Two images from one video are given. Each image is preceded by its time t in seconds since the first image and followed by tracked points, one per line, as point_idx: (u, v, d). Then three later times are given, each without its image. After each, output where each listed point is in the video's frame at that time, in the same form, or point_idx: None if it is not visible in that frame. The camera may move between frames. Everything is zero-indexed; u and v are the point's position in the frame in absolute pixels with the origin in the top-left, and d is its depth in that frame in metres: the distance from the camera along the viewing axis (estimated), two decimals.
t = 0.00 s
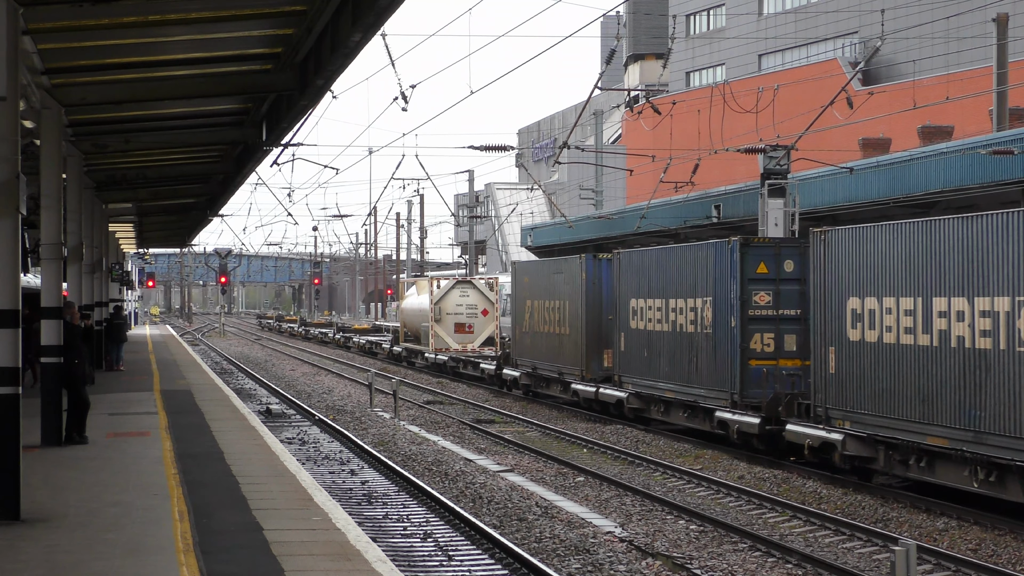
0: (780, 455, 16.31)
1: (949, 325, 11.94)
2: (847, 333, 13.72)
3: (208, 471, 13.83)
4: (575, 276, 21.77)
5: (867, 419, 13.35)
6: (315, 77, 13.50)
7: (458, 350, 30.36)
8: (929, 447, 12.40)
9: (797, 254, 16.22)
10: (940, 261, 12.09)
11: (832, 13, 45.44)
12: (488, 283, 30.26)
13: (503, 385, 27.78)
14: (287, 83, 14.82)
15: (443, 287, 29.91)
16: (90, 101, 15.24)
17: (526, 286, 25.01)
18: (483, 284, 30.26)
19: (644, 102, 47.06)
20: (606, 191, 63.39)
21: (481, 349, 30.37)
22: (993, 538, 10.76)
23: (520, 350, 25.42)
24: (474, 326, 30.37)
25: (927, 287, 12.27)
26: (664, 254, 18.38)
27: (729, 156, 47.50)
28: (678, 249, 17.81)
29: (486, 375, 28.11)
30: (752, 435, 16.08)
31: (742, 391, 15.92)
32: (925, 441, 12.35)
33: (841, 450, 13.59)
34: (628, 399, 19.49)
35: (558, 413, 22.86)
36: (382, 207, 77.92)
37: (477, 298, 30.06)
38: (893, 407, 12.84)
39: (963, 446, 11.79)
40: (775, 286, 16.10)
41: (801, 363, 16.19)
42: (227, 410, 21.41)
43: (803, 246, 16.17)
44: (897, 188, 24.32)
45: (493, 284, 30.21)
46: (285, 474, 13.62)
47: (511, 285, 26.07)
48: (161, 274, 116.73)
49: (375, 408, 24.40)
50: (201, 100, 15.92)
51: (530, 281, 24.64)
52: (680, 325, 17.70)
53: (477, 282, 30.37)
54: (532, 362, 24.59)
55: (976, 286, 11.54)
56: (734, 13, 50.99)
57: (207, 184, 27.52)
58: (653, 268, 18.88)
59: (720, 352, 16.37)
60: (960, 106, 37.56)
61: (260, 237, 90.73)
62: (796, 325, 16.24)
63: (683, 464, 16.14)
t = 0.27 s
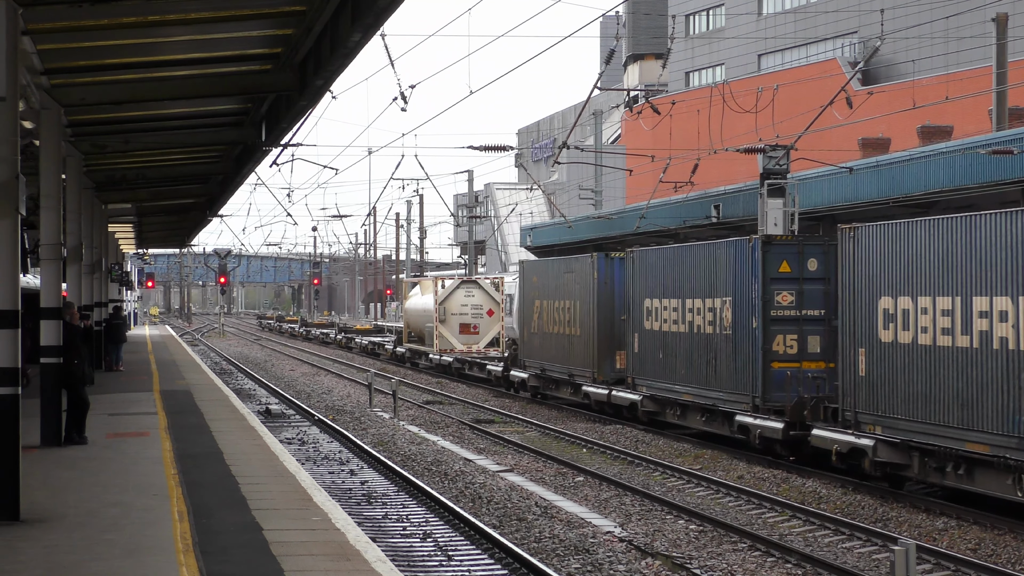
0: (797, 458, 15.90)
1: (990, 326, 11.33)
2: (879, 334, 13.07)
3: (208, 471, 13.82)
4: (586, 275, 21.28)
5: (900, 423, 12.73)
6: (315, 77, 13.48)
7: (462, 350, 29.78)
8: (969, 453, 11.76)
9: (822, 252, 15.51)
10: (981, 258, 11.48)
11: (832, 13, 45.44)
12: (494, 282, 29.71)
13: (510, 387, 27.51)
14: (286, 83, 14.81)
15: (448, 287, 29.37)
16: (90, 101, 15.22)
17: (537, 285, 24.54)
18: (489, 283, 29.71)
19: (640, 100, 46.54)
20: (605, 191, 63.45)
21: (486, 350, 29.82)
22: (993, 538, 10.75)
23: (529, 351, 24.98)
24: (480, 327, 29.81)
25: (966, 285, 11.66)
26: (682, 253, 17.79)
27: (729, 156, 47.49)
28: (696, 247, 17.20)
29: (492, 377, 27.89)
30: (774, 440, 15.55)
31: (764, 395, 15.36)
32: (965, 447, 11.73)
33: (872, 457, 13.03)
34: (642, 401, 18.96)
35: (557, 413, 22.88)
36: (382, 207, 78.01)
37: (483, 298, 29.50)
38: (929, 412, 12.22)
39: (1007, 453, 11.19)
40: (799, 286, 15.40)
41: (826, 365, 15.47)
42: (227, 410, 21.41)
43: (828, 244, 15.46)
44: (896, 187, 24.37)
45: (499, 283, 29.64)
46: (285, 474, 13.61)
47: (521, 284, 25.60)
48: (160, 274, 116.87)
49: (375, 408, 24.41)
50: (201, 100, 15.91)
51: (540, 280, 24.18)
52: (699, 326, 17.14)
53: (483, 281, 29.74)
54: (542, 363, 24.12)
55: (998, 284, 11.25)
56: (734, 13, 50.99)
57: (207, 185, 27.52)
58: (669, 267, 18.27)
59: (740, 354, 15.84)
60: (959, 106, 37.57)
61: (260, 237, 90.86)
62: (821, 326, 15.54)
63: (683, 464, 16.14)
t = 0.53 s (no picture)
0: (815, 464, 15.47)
1: None
2: (913, 335, 12.42)
3: (207, 472, 13.81)
4: (597, 274, 20.70)
5: (937, 430, 12.07)
6: (314, 77, 13.46)
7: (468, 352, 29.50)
8: (1012, 462, 11.12)
9: (847, 250, 15.01)
10: None
11: (832, 13, 45.43)
12: (500, 282, 29.63)
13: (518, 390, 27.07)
14: (285, 83, 14.82)
15: (454, 287, 29.33)
16: (89, 101, 15.22)
17: (545, 284, 23.94)
18: (494, 283, 29.63)
19: (639, 100, 46.76)
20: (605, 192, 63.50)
21: (492, 351, 29.48)
22: (992, 538, 10.76)
23: (538, 353, 24.42)
24: (485, 327, 29.56)
25: (1009, 285, 10.99)
26: (698, 251, 17.22)
27: (729, 156, 47.50)
28: (714, 245, 16.64)
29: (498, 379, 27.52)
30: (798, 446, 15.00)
31: (788, 399, 14.81)
32: (1007, 456, 11.10)
33: (905, 465, 12.34)
34: (657, 405, 18.40)
35: (557, 413, 22.89)
36: (381, 207, 78.07)
37: (488, 298, 29.38)
38: (969, 418, 11.57)
39: None
40: (823, 285, 14.90)
41: (852, 368, 15.00)
42: (226, 410, 21.41)
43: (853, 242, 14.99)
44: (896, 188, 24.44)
45: (505, 283, 29.57)
46: (284, 474, 13.61)
47: (529, 284, 25.01)
48: (160, 275, 116.95)
49: (375, 408, 24.42)
50: (200, 100, 15.91)
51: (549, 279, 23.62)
52: (716, 327, 16.57)
53: (488, 281, 29.68)
54: (551, 365, 23.53)
55: None
56: (734, 13, 50.98)
57: (207, 185, 27.53)
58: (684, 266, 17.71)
59: (762, 357, 15.27)
60: (959, 106, 37.56)
61: (259, 237, 90.92)
62: (845, 327, 15.04)
63: (682, 464, 16.15)
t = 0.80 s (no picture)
0: (832, 468, 15.21)
1: None
2: (945, 337, 11.97)
3: (206, 472, 13.80)
4: (608, 274, 20.35)
5: (972, 436, 11.63)
6: (314, 77, 13.46)
7: (472, 352, 29.49)
8: None
9: (869, 249, 14.74)
10: None
11: (831, 13, 45.41)
12: (504, 282, 29.66)
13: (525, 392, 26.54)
14: (285, 83, 14.83)
15: (458, 286, 29.24)
16: (89, 101, 15.21)
17: (552, 285, 23.54)
18: (499, 283, 29.64)
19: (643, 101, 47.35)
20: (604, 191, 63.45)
21: (497, 352, 29.49)
22: (991, 538, 10.78)
23: (545, 353, 24.03)
24: (490, 328, 29.55)
25: None
26: (714, 250, 16.86)
27: (729, 156, 47.50)
28: (731, 244, 16.28)
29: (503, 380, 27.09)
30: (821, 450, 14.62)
31: (811, 402, 14.45)
32: None
33: (938, 472, 11.94)
34: (672, 407, 18.04)
35: (556, 413, 22.87)
36: (381, 207, 78.01)
37: (493, 298, 29.39)
38: (1006, 423, 11.14)
39: None
40: (846, 285, 14.57)
41: (875, 370, 14.71)
42: (226, 410, 21.39)
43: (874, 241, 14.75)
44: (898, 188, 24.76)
45: (510, 282, 29.60)
46: (283, 474, 13.59)
47: (535, 284, 24.58)
48: (159, 274, 116.84)
49: (374, 408, 24.39)
50: (200, 99, 15.91)
51: (556, 278, 23.20)
52: (734, 328, 16.20)
53: (492, 282, 29.72)
54: (559, 367, 23.14)
55: None
56: (733, 13, 50.93)
57: (206, 184, 27.51)
58: (700, 265, 17.33)
59: (783, 358, 14.90)
60: (959, 106, 37.58)
61: (259, 237, 90.84)
62: (867, 328, 14.74)
63: (682, 464, 16.14)
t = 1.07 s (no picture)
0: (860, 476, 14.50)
1: None
2: (987, 338, 11.42)
3: (206, 472, 13.80)
4: (620, 273, 19.83)
5: (1015, 443, 11.04)
6: (313, 77, 13.47)
7: (478, 353, 28.91)
8: None
9: (900, 247, 14.05)
10: None
11: (831, 14, 45.43)
12: (510, 282, 28.87)
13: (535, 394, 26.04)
14: (284, 83, 14.84)
15: (463, 287, 28.41)
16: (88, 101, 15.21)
17: (563, 285, 23.02)
18: (505, 283, 28.87)
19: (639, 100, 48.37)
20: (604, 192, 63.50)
21: (503, 353, 28.91)
22: (990, 538, 10.79)
23: (555, 355, 23.51)
24: (496, 329, 28.89)
25: None
26: (734, 248, 16.25)
27: (728, 156, 47.48)
28: (753, 242, 15.66)
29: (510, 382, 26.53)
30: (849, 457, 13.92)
31: (838, 406, 13.74)
32: None
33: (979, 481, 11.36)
34: (688, 411, 17.35)
35: (556, 413, 22.88)
36: (381, 207, 78.05)
37: (500, 299, 28.66)
38: None
39: None
40: (876, 284, 13.90)
41: (906, 374, 13.96)
42: (225, 410, 21.39)
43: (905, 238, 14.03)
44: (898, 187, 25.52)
45: (516, 283, 28.81)
46: (283, 474, 13.60)
47: (545, 283, 24.09)
48: (159, 274, 116.92)
49: (373, 408, 24.41)
50: (199, 100, 15.92)
51: (567, 278, 22.69)
52: (755, 329, 15.57)
53: (499, 281, 28.95)
54: (570, 369, 22.58)
55: None
56: (733, 13, 50.93)
57: (206, 185, 27.52)
58: (719, 264, 16.70)
59: (808, 361, 14.23)
60: (958, 106, 37.60)
61: (259, 237, 90.86)
62: (898, 329, 14.02)
63: (681, 464, 16.15)
